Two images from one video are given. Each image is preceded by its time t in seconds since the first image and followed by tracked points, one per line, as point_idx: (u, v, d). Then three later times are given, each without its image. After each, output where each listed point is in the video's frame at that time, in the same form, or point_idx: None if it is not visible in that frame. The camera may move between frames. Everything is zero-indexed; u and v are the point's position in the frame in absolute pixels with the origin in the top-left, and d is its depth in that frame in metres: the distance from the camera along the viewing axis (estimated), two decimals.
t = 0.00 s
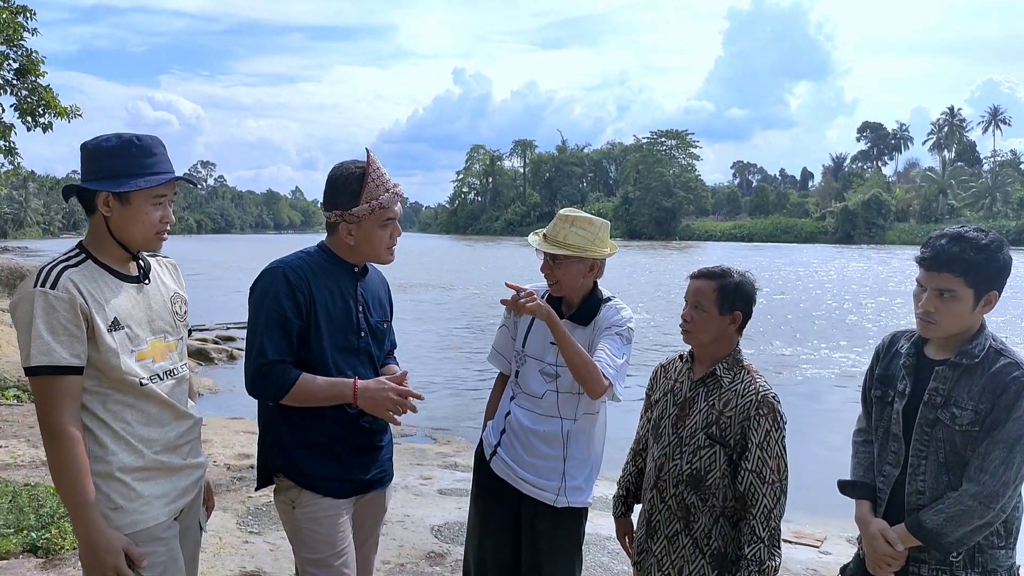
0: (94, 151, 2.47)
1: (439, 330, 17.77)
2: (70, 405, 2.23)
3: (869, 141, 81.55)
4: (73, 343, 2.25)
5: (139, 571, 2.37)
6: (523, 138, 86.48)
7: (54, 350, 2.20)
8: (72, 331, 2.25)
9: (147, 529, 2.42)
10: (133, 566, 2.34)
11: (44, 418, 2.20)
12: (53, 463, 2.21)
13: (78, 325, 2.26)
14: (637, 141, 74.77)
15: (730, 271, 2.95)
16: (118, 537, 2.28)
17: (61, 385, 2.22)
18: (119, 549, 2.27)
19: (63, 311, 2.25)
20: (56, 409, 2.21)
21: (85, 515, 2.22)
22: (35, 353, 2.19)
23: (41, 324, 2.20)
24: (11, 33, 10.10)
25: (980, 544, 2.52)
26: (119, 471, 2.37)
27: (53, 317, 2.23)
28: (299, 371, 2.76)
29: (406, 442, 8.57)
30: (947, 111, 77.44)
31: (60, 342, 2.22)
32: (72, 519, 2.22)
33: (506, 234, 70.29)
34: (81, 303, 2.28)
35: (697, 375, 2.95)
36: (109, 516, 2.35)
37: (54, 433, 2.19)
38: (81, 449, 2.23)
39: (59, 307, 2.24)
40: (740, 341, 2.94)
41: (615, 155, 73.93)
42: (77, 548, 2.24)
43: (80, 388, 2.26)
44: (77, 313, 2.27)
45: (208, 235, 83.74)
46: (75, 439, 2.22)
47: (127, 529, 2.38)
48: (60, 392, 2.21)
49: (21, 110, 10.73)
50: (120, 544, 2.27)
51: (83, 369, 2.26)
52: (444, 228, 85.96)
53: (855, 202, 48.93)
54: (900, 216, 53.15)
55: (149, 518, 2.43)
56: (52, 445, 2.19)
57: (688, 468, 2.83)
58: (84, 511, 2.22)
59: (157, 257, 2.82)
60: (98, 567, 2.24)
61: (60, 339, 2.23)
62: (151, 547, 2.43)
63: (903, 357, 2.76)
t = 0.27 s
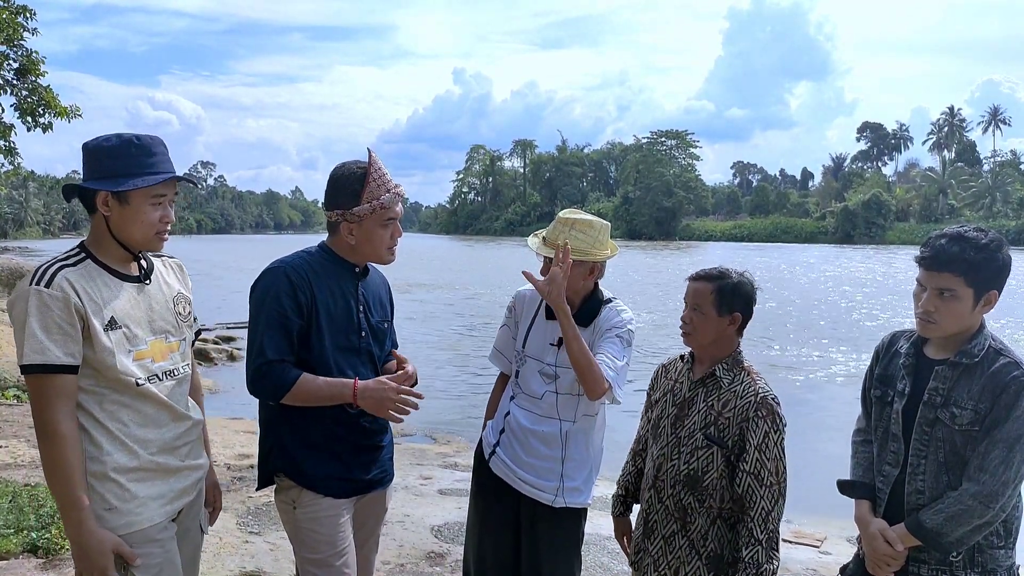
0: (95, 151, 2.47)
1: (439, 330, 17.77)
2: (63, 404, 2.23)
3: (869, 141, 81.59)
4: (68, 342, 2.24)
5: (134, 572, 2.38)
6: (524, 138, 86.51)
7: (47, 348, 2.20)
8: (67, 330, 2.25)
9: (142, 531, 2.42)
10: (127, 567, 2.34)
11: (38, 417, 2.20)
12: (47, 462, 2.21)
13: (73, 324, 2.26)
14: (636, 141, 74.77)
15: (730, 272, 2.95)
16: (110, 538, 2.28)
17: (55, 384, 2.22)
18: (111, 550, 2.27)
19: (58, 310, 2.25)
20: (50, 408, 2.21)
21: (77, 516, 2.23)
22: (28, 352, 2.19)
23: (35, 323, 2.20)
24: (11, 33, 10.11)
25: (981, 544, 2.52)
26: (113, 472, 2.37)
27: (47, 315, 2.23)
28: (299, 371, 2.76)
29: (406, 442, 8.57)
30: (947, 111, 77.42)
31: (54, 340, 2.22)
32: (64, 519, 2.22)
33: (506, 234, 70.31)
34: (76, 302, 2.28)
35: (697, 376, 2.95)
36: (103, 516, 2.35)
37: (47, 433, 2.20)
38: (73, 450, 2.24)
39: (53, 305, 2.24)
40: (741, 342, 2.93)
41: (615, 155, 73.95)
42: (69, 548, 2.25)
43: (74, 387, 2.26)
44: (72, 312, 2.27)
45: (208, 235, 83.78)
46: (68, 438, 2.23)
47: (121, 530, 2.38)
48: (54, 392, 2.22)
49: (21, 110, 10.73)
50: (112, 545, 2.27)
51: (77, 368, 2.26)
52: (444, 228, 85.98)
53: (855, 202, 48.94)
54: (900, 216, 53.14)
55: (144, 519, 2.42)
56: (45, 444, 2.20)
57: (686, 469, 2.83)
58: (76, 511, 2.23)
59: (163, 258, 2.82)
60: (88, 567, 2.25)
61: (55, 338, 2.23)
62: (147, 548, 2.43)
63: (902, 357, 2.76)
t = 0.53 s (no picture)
0: (98, 150, 2.48)
1: (439, 331, 17.77)
2: (63, 403, 2.23)
3: (869, 141, 81.56)
4: (68, 341, 2.25)
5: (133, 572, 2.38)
6: (524, 138, 86.51)
7: (47, 347, 2.20)
8: (67, 329, 2.25)
9: (141, 531, 2.42)
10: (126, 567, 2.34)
11: (38, 416, 2.21)
12: (46, 461, 2.22)
13: (73, 323, 2.26)
14: (636, 141, 74.77)
15: (732, 273, 2.94)
16: (107, 537, 2.28)
17: (54, 382, 2.22)
18: (109, 550, 2.27)
19: (58, 309, 2.25)
20: (49, 407, 2.21)
21: (75, 515, 2.23)
22: (28, 351, 2.19)
23: (36, 321, 2.21)
24: (11, 33, 10.12)
25: (980, 543, 2.52)
26: (113, 471, 2.37)
27: (48, 314, 2.23)
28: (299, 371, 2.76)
29: (406, 442, 8.57)
30: (947, 111, 77.43)
31: (54, 339, 2.23)
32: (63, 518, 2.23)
33: (506, 234, 70.32)
34: (76, 302, 2.28)
35: (698, 377, 2.95)
36: (102, 516, 2.36)
37: (46, 432, 2.21)
38: (72, 449, 2.24)
39: (54, 304, 2.24)
40: (743, 344, 2.93)
41: (615, 155, 73.94)
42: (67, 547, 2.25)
43: (74, 386, 2.26)
44: (72, 311, 2.27)
45: (208, 236, 83.81)
46: (67, 437, 2.23)
47: (120, 530, 2.38)
48: (53, 391, 2.22)
49: (21, 110, 10.73)
50: (110, 545, 2.28)
51: (77, 368, 2.26)
52: (444, 228, 86.01)
53: (855, 202, 48.93)
54: (900, 216, 53.14)
55: (143, 519, 2.43)
56: (44, 443, 2.20)
57: (684, 470, 2.83)
58: (74, 510, 2.23)
59: (167, 259, 2.83)
60: (87, 567, 2.25)
61: (55, 337, 2.23)
62: (146, 548, 2.43)
63: (902, 357, 2.76)
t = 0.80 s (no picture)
0: (102, 151, 2.48)
1: (439, 330, 17.77)
2: (65, 403, 2.23)
3: (869, 141, 81.56)
4: (71, 340, 2.25)
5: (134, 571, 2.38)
6: (524, 138, 86.51)
7: (51, 346, 2.20)
8: (70, 328, 2.25)
9: (143, 530, 2.42)
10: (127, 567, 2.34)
11: (41, 414, 2.21)
12: (49, 461, 2.22)
13: (77, 322, 2.26)
14: (637, 141, 74.77)
15: (733, 273, 2.94)
16: (109, 537, 2.28)
17: (58, 381, 2.22)
18: (110, 550, 2.27)
19: (63, 308, 2.25)
20: (53, 406, 2.21)
21: (77, 514, 2.23)
22: (32, 350, 2.19)
23: (39, 320, 2.21)
24: (11, 33, 10.12)
25: (980, 543, 2.52)
26: (116, 471, 2.37)
27: (52, 312, 2.23)
28: (299, 371, 2.76)
29: (405, 442, 8.57)
30: (947, 111, 77.42)
31: (58, 337, 2.23)
32: (65, 518, 2.23)
33: (506, 234, 70.31)
34: (81, 301, 2.28)
35: (699, 379, 2.96)
36: (105, 516, 2.36)
37: (49, 431, 2.21)
38: (74, 448, 2.24)
39: (58, 302, 2.24)
40: (744, 346, 2.92)
41: (615, 155, 73.93)
42: (68, 546, 2.25)
43: (77, 385, 2.26)
44: (76, 310, 2.27)
45: (208, 236, 83.82)
46: (69, 436, 2.23)
47: (122, 530, 2.38)
48: (56, 390, 2.22)
49: (21, 110, 10.73)
50: (112, 544, 2.28)
51: (80, 367, 2.26)
52: (444, 228, 86.00)
53: (855, 202, 48.94)
54: (900, 216, 53.14)
55: (146, 519, 2.43)
56: (47, 443, 2.20)
57: (684, 472, 2.84)
58: (76, 509, 2.23)
59: (170, 260, 2.83)
60: (89, 568, 2.25)
61: (59, 336, 2.23)
62: (148, 548, 2.43)
63: (902, 356, 2.76)
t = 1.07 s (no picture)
0: (105, 150, 2.48)
1: (439, 330, 17.77)
2: (68, 401, 2.23)
3: (869, 141, 81.54)
4: (75, 339, 2.25)
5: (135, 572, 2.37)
6: (524, 138, 86.48)
7: (54, 344, 2.20)
8: (74, 327, 2.25)
9: (146, 530, 2.42)
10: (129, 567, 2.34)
11: (45, 413, 2.21)
12: (52, 460, 2.22)
13: (80, 321, 2.26)
14: (636, 141, 74.76)
15: (733, 274, 2.94)
16: (112, 536, 2.28)
17: (61, 380, 2.22)
18: (113, 549, 2.27)
19: (66, 307, 2.25)
20: (56, 405, 2.21)
21: (80, 513, 2.23)
22: (35, 348, 2.19)
23: (43, 319, 2.21)
24: (11, 33, 10.12)
25: (981, 543, 2.52)
26: (118, 471, 2.37)
27: (56, 311, 2.23)
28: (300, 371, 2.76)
29: (405, 442, 8.57)
30: (947, 111, 77.41)
31: (61, 337, 2.22)
32: (68, 517, 2.22)
33: (506, 233, 70.32)
34: (84, 300, 2.28)
35: (701, 380, 2.95)
36: (107, 515, 2.35)
37: (53, 430, 2.20)
38: (77, 447, 2.24)
39: (62, 301, 2.24)
40: (745, 347, 2.92)
41: (615, 155, 73.94)
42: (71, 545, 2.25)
43: (81, 384, 2.26)
44: (80, 309, 2.27)
45: (208, 236, 83.81)
46: (72, 436, 2.23)
47: (125, 530, 2.38)
48: (60, 389, 2.22)
49: (21, 110, 10.73)
50: (114, 544, 2.27)
51: (84, 365, 2.26)
52: (444, 228, 85.99)
53: (855, 202, 48.93)
54: (900, 216, 53.15)
55: (148, 519, 2.42)
56: (51, 441, 2.20)
57: (686, 473, 2.84)
58: (79, 509, 2.23)
59: (171, 260, 2.83)
60: (91, 567, 2.25)
61: (62, 335, 2.23)
62: (150, 547, 2.43)
63: (902, 357, 2.76)
